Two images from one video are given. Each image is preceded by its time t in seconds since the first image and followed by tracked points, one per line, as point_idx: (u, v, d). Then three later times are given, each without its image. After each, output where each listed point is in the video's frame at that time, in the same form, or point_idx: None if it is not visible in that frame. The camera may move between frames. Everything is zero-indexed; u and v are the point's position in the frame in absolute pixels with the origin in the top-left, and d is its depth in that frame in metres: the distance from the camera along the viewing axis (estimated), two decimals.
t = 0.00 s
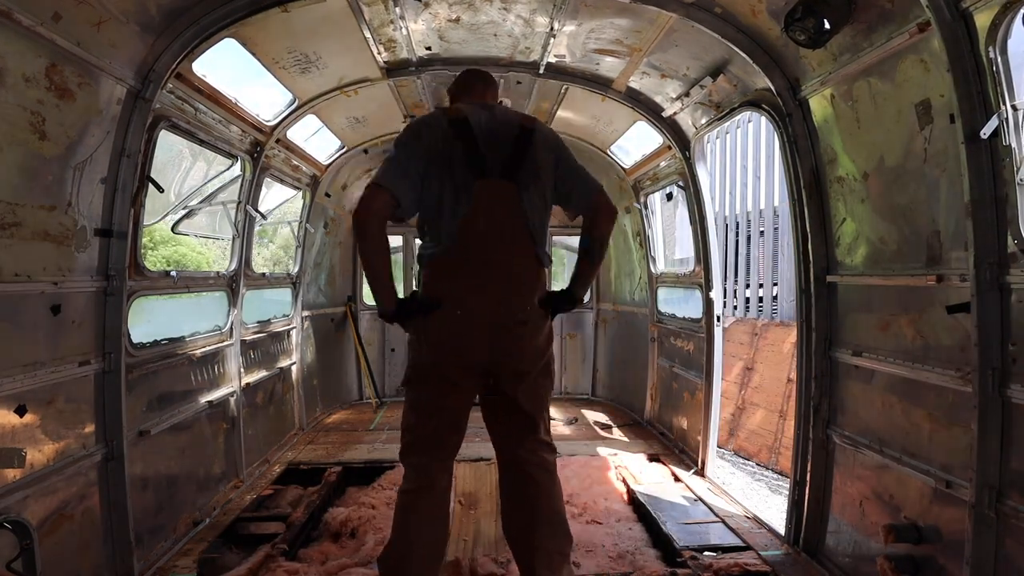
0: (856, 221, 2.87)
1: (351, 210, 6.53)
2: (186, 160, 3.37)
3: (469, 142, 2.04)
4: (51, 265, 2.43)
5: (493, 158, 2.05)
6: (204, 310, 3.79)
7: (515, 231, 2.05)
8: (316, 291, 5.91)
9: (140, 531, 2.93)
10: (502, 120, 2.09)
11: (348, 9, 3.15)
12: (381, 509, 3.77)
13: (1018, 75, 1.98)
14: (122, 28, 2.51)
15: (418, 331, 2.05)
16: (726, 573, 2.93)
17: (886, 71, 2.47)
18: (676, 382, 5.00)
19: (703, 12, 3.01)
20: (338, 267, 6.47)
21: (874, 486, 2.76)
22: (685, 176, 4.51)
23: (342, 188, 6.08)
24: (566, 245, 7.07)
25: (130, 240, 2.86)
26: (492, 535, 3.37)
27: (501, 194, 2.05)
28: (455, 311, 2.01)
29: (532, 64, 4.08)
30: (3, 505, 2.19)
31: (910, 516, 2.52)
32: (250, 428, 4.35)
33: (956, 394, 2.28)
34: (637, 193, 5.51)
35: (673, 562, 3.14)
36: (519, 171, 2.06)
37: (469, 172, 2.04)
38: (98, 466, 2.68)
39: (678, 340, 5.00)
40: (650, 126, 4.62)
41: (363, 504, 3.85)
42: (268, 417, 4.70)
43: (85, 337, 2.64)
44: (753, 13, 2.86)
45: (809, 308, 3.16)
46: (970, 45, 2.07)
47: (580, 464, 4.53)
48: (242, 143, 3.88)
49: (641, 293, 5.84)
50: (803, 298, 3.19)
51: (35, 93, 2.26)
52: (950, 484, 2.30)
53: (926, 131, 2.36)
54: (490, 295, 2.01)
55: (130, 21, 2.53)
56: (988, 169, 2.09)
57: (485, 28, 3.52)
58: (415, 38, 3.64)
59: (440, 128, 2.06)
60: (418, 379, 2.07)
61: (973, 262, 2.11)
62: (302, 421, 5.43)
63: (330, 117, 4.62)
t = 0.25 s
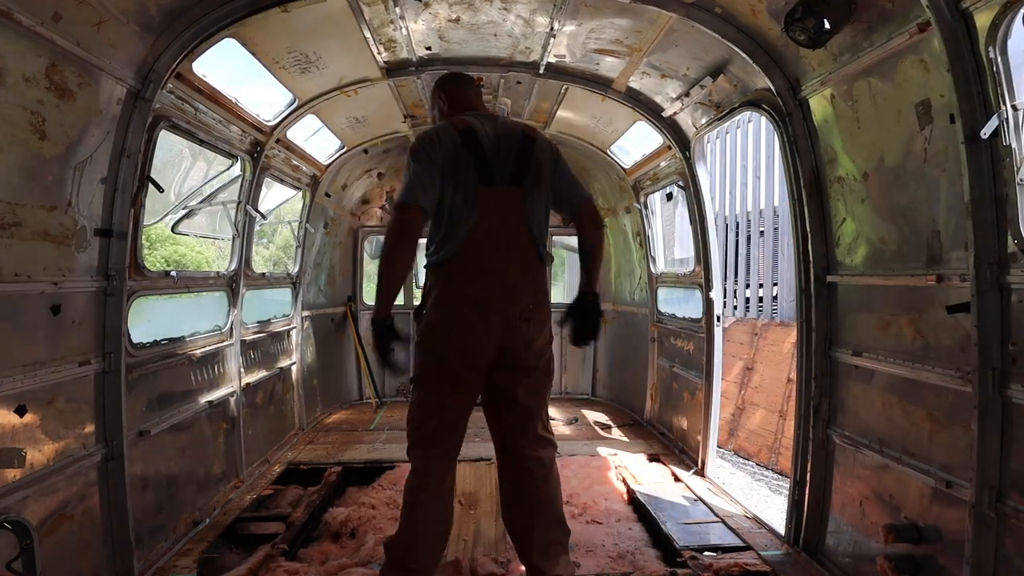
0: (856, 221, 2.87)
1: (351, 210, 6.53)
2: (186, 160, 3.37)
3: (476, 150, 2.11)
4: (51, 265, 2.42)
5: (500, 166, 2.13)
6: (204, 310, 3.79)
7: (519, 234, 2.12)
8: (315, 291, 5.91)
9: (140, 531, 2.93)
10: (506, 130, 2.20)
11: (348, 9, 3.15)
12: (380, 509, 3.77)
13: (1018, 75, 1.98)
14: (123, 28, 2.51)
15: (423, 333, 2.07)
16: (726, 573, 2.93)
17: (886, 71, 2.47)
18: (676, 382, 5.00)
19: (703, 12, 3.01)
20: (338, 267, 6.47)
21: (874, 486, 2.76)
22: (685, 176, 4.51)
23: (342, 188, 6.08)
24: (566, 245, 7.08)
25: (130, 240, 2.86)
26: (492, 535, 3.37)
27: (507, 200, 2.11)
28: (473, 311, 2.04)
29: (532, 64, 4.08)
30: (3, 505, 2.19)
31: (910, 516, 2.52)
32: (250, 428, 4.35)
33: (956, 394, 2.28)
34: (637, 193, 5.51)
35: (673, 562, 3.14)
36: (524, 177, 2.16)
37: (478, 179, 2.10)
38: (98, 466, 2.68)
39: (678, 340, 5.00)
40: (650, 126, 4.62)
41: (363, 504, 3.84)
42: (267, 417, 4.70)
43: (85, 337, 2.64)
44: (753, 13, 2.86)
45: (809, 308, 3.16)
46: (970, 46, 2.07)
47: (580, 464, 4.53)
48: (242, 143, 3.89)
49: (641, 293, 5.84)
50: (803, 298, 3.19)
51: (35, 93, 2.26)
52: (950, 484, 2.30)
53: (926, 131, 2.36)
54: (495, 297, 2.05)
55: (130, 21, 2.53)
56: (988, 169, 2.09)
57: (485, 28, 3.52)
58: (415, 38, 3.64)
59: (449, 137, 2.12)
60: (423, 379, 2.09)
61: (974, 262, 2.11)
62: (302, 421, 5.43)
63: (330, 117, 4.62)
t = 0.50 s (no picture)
0: (856, 221, 2.87)
1: (351, 210, 6.53)
2: (186, 160, 3.37)
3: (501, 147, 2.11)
4: (51, 265, 2.42)
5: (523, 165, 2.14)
6: (204, 310, 3.79)
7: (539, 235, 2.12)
8: (315, 291, 5.91)
9: (140, 531, 2.93)
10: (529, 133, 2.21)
11: (348, 9, 3.15)
12: (380, 509, 3.77)
13: (1018, 75, 1.98)
14: (123, 28, 2.51)
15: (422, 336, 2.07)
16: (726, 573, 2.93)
17: (886, 71, 2.47)
18: (676, 382, 5.00)
19: (703, 11, 3.01)
20: (338, 267, 6.47)
21: (875, 486, 2.76)
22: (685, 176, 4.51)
23: (342, 189, 6.08)
24: (566, 245, 7.09)
25: (130, 240, 2.86)
26: (492, 535, 3.37)
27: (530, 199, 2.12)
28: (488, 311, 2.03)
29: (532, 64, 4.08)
30: (3, 505, 2.19)
31: (910, 517, 2.52)
32: (250, 428, 4.35)
33: (956, 394, 2.28)
34: (637, 193, 5.51)
35: (673, 562, 3.14)
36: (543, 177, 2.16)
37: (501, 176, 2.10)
38: (98, 466, 2.68)
39: (678, 340, 5.00)
40: (650, 126, 4.62)
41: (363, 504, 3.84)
42: (268, 417, 4.70)
43: (86, 337, 2.64)
44: (753, 13, 2.86)
45: (809, 308, 3.16)
46: (970, 45, 2.07)
47: (580, 464, 4.53)
48: (242, 143, 3.89)
49: (641, 293, 5.84)
50: (803, 298, 3.19)
51: (35, 93, 2.26)
52: (950, 484, 2.30)
53: (926, 131, 2.36)
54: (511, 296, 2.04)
55: (130, 21, 2.53)
56: (988, 169, 2.09)
57: (485, 28, 3.52)
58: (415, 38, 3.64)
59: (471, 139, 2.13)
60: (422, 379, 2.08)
61: (973, 262, 2.11)
62: (302, 421, 5.43)
63: (329, 117, 4.62)
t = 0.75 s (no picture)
0: (856, 221, 2.87)
1: (351, 210, 6.53)
2: (186, 160, 3.37)
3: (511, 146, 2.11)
4: (51, 265, 2.42)
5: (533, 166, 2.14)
6: (204, 310, 3.79)
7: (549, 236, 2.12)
8: (315, 291, 5.91)
9: (140, 530, 2.93)
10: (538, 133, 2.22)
11: (348, 9, 3.15)
12: (380, 509, 3.77)
13: (1018, 75, 1.98)
14: (122, 28, 2.51)
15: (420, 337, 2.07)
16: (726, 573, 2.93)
17: (886, 71, 2.48)
18: (676, 382, 5.00)
19: (703, 11, 3.01)
20: (338, 267, 6.47)
21: (875, 486, 2.76)
22: (685, 176, 4.50)
23: (342, 188, 6.08)
24: (566, 245, 7.08)
25: (130, 240, 2.86)
26: (492, 535, 3.37)
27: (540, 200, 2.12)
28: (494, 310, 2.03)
29: (532, 64, 4.08)
30: (3, 505, 2.19)
31: (910, 517, 2.52)
32: (250, 428, 4.35)
33: (956, 394, 2.28)
34: (637, 193, 5.51)
35: (673, 562, 3.14)
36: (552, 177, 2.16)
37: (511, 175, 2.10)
38: (98, 466, 2.68)
39: (678, 340, 5.00)
40: (650, 126, 4.62)
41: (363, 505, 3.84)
42: (267, 418, 4.70)
43: (86, 337, 2.64)
44: (753, 13, 2.86)
45: (808, 308, 3.16)
46: (970, 46, 2.07)
47: (580, 464, 4.53)
48: (242, 143, 3.89)
49: (641, 293, 5.83)
50: (803, 298, 3.19)
51: (36, 92, 2.26)
52: (950, 484, 2.30)
53: (926, 131, 2.36)
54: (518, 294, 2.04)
55: (130, 21, 2.53)
56: (988, 169, 2.09)
57: (485, 28, 3.52)
58: (415, 38, 3.64)
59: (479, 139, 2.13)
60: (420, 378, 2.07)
61: (973, 262, 2.11)
62: (302, 421, 5.43)
63: (329, 117, 4.62)
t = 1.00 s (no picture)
0: (856, 221, 2.87)
1: (351, 210, 6.53)
2: (186, 160, 3.37)
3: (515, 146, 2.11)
4: (51, 265, 2.42)
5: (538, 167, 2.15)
6: (204, 310, 3.79)
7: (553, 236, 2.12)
8: (315, 291, 5.91)
9: (140, 530, 2.93)
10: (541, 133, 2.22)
11: (348, 9, 3.15)
12: (380, 509, 3.77)
13: (1019, 75, 1.98)
14: (122, 28, 2.51)
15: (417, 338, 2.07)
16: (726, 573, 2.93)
17: (886, 71, 2.48)
18: (676, 382, 5.00)
19: (703, 12, 3.01)
20: (338, 267, 6.47)
21: (875, 486, 2.76)
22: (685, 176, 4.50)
23: (342, 188, 6.08)
24: (566, 245, 7.08)
25: (130, 240, 2.86)
26: (492, 535, 3.37)
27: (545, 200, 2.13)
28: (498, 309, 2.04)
29: (532, 64, 4.08)
30: (3, 505, 2.19)
31: (910, 517, 2.52)
32: (250, 428, 4.35)
33: (956, 394, 2.28)
34: (637, 193, 5.51)
35: (673, 562, 3.13)
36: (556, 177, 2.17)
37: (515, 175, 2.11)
38: (98, 465, 2.68)
39: (678, 340, 5.00)
40: (650, 126, 4.62)
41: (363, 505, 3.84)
42: (267, 418, 4.70)
43: (86, 337, 2.64)
44: (753, 13, 2.86)
45: (809, 308, 3.16)
46: (970, 46, 2.07)
47: (580, 464, 4.53)
48: (243, 143, 3.88)
49: (641, 293, 5.83)
50: (803, 297, 3.19)
51: (36, 92, 2.26)
52: (950, 484, 2.30)
53: (926, 131, 2.36)
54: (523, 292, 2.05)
55: (130, 21, 2.53)
56: (988, 169, 2.09)
57: (485, 28, 3.52)
58: (415, 38, 3.64)
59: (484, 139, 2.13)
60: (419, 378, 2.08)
61: (974, 262, 2.11)
62: (302, 421, 5.43)
63: (330, 117, 4.62)
